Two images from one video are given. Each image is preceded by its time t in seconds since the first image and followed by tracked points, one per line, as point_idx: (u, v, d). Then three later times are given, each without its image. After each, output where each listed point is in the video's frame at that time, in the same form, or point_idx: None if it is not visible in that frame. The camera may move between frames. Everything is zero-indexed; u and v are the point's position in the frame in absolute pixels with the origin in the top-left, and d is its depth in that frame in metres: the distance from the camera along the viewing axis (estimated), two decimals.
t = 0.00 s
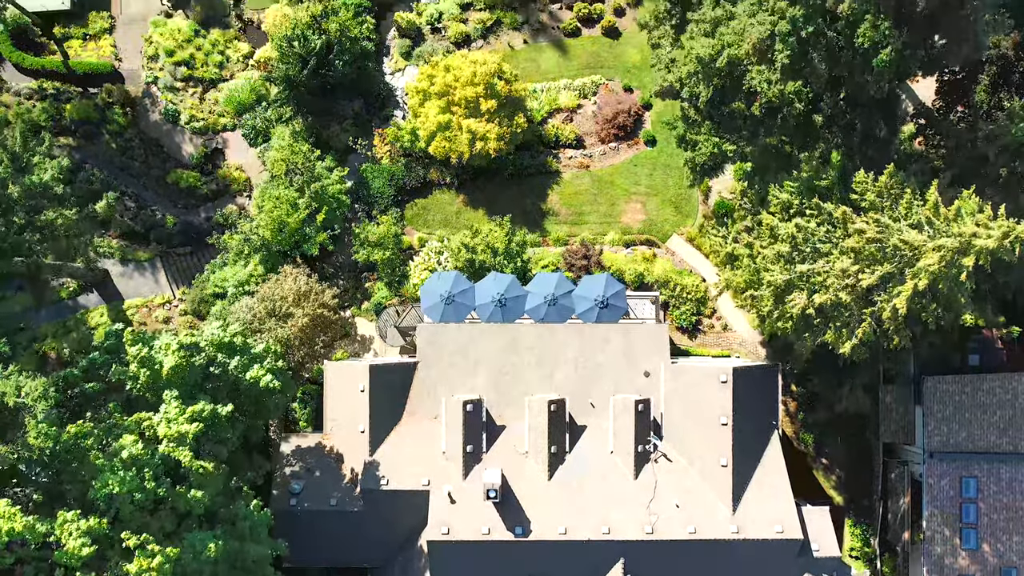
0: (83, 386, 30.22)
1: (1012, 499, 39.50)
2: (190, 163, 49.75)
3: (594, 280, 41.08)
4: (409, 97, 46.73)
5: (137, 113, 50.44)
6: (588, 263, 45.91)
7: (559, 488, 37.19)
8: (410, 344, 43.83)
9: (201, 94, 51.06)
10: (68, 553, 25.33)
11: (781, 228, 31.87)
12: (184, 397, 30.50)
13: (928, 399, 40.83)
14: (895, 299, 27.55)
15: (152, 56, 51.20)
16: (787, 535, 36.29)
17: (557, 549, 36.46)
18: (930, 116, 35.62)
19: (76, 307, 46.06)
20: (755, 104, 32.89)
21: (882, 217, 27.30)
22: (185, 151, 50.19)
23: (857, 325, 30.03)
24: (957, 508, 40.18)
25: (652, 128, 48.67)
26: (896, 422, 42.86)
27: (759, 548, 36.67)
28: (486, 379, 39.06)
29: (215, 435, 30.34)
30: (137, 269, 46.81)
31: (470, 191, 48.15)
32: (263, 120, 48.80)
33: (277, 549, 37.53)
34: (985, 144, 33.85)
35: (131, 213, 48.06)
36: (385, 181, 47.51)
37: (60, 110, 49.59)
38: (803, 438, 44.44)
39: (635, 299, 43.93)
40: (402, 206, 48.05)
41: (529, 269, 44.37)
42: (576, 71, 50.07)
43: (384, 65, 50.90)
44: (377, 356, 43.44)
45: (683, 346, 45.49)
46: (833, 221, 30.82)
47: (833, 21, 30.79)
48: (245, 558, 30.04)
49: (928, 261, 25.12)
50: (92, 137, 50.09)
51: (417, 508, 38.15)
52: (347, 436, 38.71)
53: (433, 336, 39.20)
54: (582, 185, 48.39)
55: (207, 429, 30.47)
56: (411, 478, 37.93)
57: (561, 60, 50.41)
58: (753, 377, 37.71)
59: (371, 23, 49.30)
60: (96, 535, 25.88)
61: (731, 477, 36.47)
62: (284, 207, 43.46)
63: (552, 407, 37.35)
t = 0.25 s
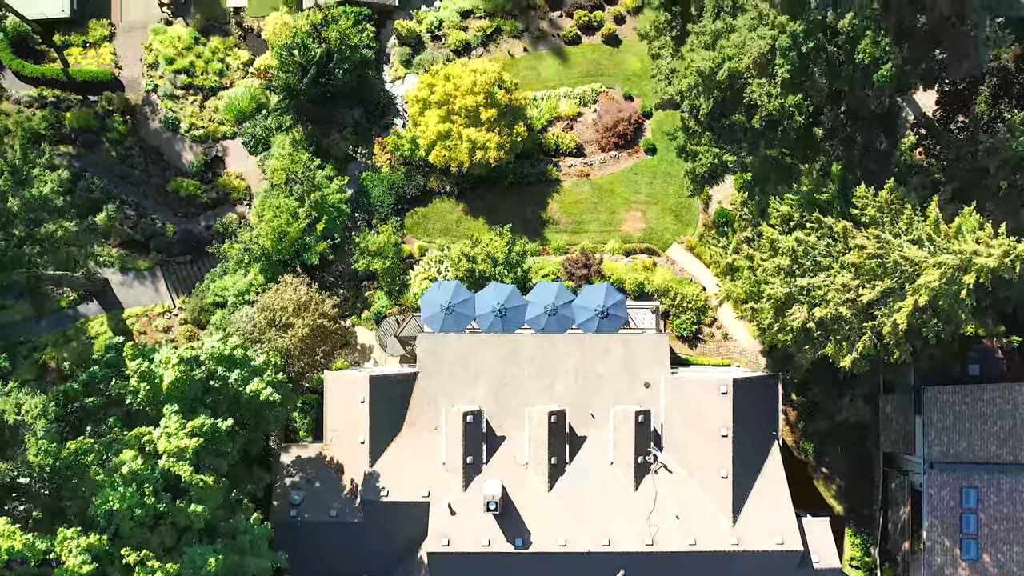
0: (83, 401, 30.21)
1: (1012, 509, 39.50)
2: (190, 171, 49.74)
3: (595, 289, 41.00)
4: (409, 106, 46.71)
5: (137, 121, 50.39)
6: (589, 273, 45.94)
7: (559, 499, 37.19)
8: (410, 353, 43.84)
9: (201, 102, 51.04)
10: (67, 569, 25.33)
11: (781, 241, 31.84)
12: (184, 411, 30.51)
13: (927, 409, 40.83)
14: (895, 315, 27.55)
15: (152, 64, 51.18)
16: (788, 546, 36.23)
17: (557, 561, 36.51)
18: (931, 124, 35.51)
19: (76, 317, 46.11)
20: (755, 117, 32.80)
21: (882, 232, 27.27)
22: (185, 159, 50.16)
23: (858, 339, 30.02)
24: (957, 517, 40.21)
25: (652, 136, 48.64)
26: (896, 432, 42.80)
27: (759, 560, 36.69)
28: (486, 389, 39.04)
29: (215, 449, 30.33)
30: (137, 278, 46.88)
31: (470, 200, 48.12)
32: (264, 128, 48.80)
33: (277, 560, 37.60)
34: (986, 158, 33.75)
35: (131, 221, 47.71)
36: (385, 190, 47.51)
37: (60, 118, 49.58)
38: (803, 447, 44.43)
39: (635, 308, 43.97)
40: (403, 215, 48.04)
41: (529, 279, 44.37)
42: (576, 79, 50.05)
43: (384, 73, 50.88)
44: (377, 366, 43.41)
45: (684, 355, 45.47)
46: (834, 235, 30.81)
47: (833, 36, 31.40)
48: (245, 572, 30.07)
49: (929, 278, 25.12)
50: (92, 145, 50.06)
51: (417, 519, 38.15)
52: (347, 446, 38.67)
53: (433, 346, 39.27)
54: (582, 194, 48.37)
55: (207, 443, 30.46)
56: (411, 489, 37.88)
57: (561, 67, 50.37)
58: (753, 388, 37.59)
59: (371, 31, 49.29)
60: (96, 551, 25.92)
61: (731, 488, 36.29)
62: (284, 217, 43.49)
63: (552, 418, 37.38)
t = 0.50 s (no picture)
0: (83, 415, 30.23)
1: (1012, 519, 39.45)
2: (189, 180, 49.74)
3: (595, 299, 41.04)
4: (409, 114, 46.67)
5: (137, 129, 50.46)
6: (588, 282, 45.96)
7: (559, 509, 37.24)
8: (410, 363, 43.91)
9: (201, 110, 51.03)
10: None
11: (781, 254, 31.84)
12: (185, 425, 30.51)
13: (927, 419, 40.83)
14: (895, 330, 27.54)
15: (152, 72, 51.17)
16: (787, 558, 36.39)
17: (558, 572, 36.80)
18: (931, 133, 35.41)
19: (76, 325, 46.12)
20: (755, 131, 33.04)
21: (883, 248, 27.26)
22: (185, 167, 50.21)
23: (858, 353, 30.00)
24: (957, 528, 40.18)
25: (652, 145, 48.60)
26: (896, 441, 42.75)
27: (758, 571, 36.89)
28: (486, 400, 39.02)
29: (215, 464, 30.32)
30: (136, 287, 46.89)
31: (470, 209, 48.10)
32: (263, 136, 48.83)
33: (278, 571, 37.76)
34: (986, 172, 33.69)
35: (130, 230, 48.14)
36: (385, 199, 47.51)
37: (60, 126, 49.55)
38: (803, 457, 44.49)
39: (635, 318, 43.99)
40: (403, 223, 48.05)
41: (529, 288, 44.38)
42: (576, 87, 50.04)
43: (384, 81, 50.89)
44: (377, 375, 43.48)
45: (684, 364, 45.47)
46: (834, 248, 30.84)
47: (834, 49, 30.47)
48: None
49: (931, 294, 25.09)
50: (91, 153, 50.04)
51: (418, 530, 38.28)
52: (347, 457, 38.57)
53: (433, 357, 39.30)
54: (582, 203, 48.36)
55: (207, 457, 30.45)
56: (411, 500, 37.96)
57: (561, 76, 50.38)
58: (753, 399, 37.29)
59: (371, 39, 49.32)
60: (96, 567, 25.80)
61: (731, 500, 36.20)
62: (284, 226, 43.53)
63: (552, 429, 37.35)
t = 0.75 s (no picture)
0: (83, 430, 30.25)
1: (1012, 529, 39.52)
2: (189, 188, 49.73)
3: (595, 310, 40.94)
4: (408, 123, 46.66)
5: (137, 138, 50.49)
6: (588, 291, 45.95)
7: (559, 521, 37.32)
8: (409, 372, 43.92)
9: (201, 117, 51.03)
10: None
11: (781, 267, 31.85)
12: (185, 440, 30.53)
13: (927, 429, 40.77)
14: (895, 346, 27.57)
15: (152, 79, 51.18)
16: (787, 570, 36.43)
17: None
18: (935, 143, 34.85)
19: (76, 334, 46.08)
20: (755, 143, 32.54)
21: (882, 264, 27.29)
22: (185, 175, 50.20)
23: (858, 367, 30.00)
24: (957, 538, 40.18)
25: (652, 153, 48.57)
26: (896, 451, 42.88)
27: None
28: (486, 410, 39.09)
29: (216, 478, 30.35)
30: (137, 296, 46.71)
31: (470, 218, 48.09)
32: (263, 145, 48.83)
33: None
34: (987, 187, 33.57)
35: (130, 239, 48.36)
36: (385, 207, 47.49)
37: (60, 134, 49.53)
38: (803, 466, 44.47)
39: (635, 327, 43.99)
40: (403, 232, 48.07)
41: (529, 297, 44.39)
42: (576, 95, 50.06)
43: (383, 89, 50.89)
44: (377, 385, 43.51)
45: (684, 373, 45.48)
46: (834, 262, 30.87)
47: (833, 64, 30.21)
48: None
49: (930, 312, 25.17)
50: (91, 161, 49.96)
51: (417, 540, 38.39)
52: (347, 467, 38.61)
53: (434, 367, 39.39)
54: (582, 211, 48.35)
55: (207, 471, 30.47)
56: (412, 512, 38.08)
57: (561, 84, 50.41)
58: (753, 409, 37.24)
59: (371, 47, 49.35)
60: None
61: (731, 511, 36.17)
62: (284, 236, 43.55)
63: (552, 440, 37.36)
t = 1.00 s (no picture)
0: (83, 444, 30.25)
1: (1011, 540, 39.42)
2: (189, 196, 49.69)
3: (595, 320, 40.42)
4: (408, 132, 46.66)
5: (136, 146, 50.49)
6: (588, 300, 45.98)
7: (559, 531, 37.53)
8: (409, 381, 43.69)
9: (201, 125, 51.03)
10: None
11: (781, 281, 31.88)
12: (185, 454, 30.54)
13: (927, 439, 40.78)
14: (895, 361, 27.53)
15: (152, 87, 51.18)
16: None
17: None
18: (935, 153, 34.79)
19: (75, 343, 46.15)
20: (754, 157, 32.40)
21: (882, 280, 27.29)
22: (185, 183, 50.17)
23: (858, 381, 29.98)
24: (957, 549, 40.06)
25: (652, 161, 48.53)
26: (895, 461, 42.96)
27: None
28: (486, 421, 39.23)
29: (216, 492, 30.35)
30: (136, 305, 46.94)
31: (470, 226, 48.07)
32: (263, 153, 48.83)
33: None
34: (987, 202, 33.65)
35: (130, 248, 48.30)
36: (385, 216, 47.46)
37: (60, 142, 49.50)
38: (803, 475, 44.47)
39: (635, 337, 43.99)
40: (403, 241, 48.07)
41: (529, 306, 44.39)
42: (576, 103, 50.07)
43: (383, 97, 50.89)
44: (377, 395, 43.51)
45: (684, 383, 45.44)
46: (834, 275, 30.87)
47: (834, 79, 30.62)
48: None
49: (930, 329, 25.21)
50: (91, 169, 49.84)
51: (417, 551, 38.45)
52: (347, 478, 38.60)
53: (433, 378, 39.58)
54: (582, 219, 48.33)
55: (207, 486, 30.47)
56: (411, 523, 38.10)
57: (560, 92, 50.43)
58: (752, 420, 37.23)
59: (371, 55, 49.38)
60: None
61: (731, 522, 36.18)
62: (283, 245, 43.55)
63: (552, 452, 37.44)
